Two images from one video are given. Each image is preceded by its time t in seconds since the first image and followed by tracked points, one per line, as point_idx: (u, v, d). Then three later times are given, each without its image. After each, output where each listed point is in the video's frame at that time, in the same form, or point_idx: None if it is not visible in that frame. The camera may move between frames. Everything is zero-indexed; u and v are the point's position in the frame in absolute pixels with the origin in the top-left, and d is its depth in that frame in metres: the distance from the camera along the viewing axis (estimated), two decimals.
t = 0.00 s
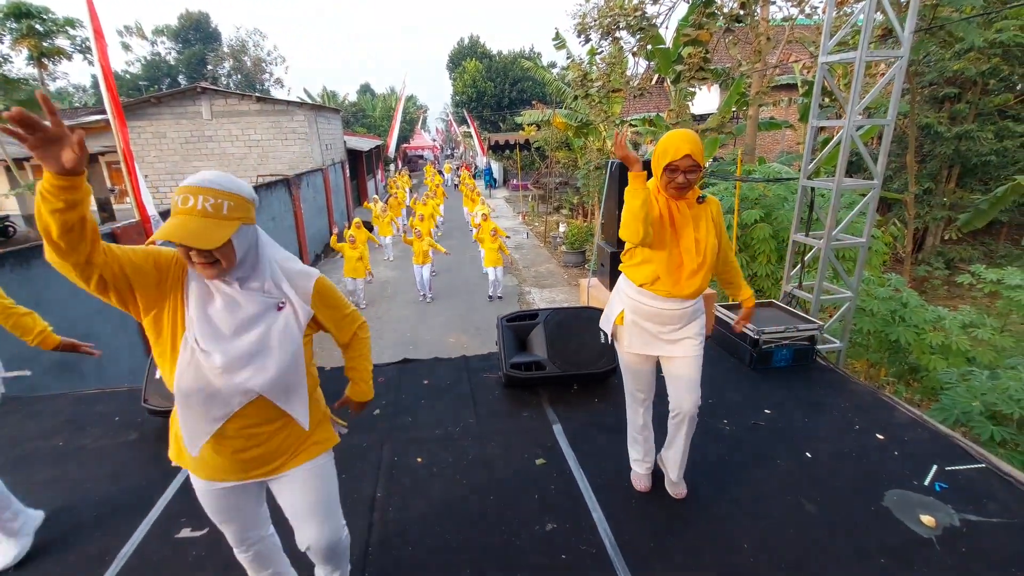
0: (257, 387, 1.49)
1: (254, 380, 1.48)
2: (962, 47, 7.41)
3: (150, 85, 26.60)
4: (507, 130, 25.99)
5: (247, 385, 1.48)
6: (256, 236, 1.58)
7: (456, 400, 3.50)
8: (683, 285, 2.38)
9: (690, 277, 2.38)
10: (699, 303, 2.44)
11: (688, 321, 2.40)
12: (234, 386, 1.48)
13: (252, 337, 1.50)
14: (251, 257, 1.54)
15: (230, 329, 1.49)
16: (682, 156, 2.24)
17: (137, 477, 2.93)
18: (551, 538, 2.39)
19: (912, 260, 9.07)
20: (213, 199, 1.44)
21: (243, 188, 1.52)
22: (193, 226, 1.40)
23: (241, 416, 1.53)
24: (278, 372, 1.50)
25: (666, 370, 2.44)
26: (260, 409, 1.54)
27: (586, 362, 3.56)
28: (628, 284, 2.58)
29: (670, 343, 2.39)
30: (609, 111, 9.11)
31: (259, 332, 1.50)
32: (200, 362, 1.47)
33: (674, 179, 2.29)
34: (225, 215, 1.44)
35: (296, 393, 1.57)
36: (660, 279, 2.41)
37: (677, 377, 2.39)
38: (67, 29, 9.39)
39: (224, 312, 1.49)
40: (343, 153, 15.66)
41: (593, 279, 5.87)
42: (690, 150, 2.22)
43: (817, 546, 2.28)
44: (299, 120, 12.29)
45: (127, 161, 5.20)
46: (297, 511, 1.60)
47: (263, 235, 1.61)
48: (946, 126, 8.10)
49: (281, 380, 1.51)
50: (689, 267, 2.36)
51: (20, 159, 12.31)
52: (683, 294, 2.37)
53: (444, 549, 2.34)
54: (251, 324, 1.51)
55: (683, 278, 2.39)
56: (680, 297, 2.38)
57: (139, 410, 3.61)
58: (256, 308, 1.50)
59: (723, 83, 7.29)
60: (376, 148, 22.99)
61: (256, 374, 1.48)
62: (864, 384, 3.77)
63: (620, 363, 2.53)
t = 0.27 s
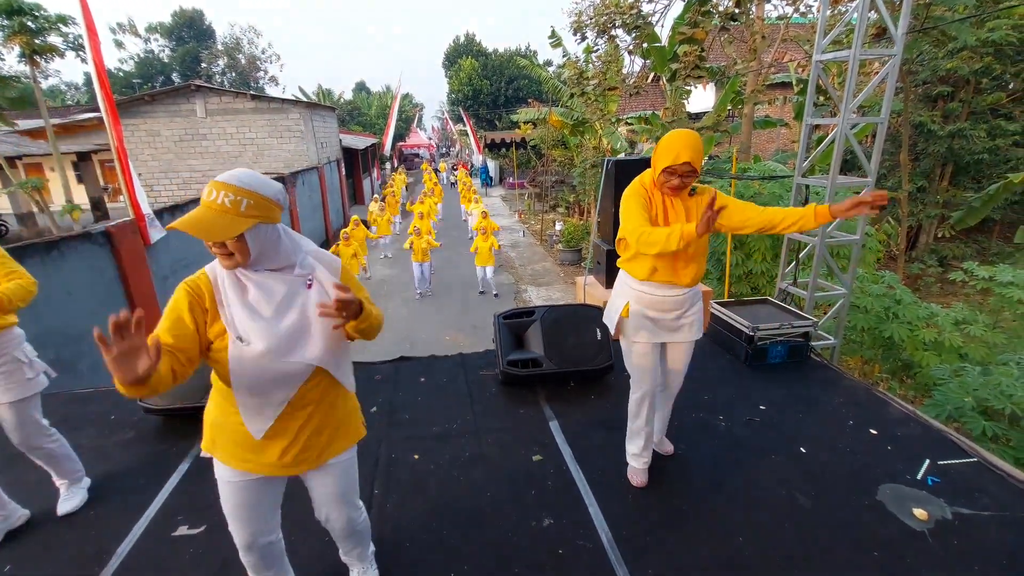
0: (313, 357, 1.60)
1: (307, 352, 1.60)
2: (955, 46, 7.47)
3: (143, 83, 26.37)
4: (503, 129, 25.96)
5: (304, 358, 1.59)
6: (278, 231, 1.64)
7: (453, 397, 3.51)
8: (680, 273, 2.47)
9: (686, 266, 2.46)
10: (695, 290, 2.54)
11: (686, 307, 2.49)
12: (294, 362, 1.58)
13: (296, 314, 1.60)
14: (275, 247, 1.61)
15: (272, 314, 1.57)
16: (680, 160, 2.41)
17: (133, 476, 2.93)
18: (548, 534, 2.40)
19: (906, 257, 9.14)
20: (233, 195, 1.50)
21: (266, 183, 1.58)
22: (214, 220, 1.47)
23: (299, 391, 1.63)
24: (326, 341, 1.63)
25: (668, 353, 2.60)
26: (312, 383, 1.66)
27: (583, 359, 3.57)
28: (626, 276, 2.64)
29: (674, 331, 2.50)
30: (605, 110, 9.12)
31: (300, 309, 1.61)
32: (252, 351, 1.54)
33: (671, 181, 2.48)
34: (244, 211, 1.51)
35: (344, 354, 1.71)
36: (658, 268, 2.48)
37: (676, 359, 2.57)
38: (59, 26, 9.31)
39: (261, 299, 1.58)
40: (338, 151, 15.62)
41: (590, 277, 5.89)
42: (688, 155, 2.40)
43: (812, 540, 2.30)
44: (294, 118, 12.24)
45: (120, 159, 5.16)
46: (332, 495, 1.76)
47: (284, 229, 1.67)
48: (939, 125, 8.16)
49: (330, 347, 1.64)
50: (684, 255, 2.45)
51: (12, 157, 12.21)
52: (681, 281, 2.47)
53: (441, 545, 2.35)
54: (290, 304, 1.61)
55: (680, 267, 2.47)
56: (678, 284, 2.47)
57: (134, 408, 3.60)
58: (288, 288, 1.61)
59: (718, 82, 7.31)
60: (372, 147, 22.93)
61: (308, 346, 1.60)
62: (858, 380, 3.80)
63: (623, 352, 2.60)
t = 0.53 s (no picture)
0: (306, 336, 1.58)
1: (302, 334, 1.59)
2: (950, 45, 7.52)
3: (138, 81, 26.17)
4: (500, 127, 25.94)
5: (297, 339, 1.59)
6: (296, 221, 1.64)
7: (451, 396, 3.52)
8: (688, 269, 2.64)
9: (691, 262, 2.63)
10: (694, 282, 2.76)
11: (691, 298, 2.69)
12: (289, 344, 1.59)
13: (290, 297, 1.60)
14: (289, 236, 1.61)
15: (269, 297, 1.61)
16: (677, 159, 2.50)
17: (131, 475, 2.92)
18: (547, 530, 2.41)
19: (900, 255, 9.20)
20: (253, 182, 1.49)
21: (283, 170, 1.56)
22: (234, 207, 1.47)
23: (301, 372, 1.64)
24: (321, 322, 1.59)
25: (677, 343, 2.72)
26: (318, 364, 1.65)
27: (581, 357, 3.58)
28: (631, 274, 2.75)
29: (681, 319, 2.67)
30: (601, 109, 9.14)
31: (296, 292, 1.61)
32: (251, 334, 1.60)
33: (669, 180, 2.56)
34: (262, 199, 1.50)
35: (345, 332, 1.67)
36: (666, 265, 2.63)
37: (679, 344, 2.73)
38: (52, 23, 9.25)
39: (262, 284, 1.62)
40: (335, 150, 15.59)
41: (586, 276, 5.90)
42: (684, 155, 2.49)
43: (807, 534, 2.32)
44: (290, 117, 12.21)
45: (115, 157, 5.14)
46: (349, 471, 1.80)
47: (304, 218, 1.67)
48: (933, 124, 8.21)
49: (326, 330, 1.60)
50: (688, 253, 2.61)
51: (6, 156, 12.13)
52: (689, 275, 2.65)
53: (440, 543, 2.35)
54: (287, 288, 1.62)
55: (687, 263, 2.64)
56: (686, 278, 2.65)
57: (131, 407, 3.59)
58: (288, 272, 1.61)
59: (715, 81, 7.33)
60: (368, 145, 22.89)
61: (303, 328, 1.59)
62: (853, 377, 3.83)
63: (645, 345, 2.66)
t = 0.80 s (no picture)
0: (289, 349, 1.57)
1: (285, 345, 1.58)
2: (945, 45, 7.57)
3: (134, 80, 26.02)
4: (497, 127, 25.94)
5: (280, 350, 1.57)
6: (294, 225, 1.65)
7: (450, 394, 3.53)
8: (677, 265, 2.63)
9: (681, 258, 2.63)
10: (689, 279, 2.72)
11: (686, 293, 2.68)
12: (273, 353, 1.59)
13: (279, 307, 1.60)
14: (285, 242, 1.62)
15: (260, 305, 1.61)
16: (672, 155, 2.50)
17: (130, 473, 2.92)
18: (547, 527, 2.42)
19: (896, 254, 9.24)
20: (255, 183, 1.50)
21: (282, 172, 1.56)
22: (237, 208, 1.47)
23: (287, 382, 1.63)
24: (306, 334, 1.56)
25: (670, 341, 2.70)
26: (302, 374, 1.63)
27: (579, 355, 3.60)
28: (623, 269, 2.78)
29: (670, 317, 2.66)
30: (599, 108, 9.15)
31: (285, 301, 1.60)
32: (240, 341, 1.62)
33: (664, 176, 2.56)
34: (265, 201, 1.50)
35: (333, 345, 1.63)
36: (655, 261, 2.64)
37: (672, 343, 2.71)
38: (48, 22, 9.21)
39: (252, 291, 1.63)
40: (332, 149, 15.57)
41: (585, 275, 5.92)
42: (680, 152, 2.48)
43: (805, 530, 2.34)
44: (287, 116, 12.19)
45: (112, 156, 5.13)
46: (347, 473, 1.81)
47: (300, 223, 1.68)
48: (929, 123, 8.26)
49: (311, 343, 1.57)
50: (678, 249, 2.62)
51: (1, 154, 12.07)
52: (678, 272, 2.64)
53: (440, 540, 2.36)
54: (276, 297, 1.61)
55: (676, 259, 2.64)
56: (675, 276, 2.64)
57: (130, 406, 3.59)
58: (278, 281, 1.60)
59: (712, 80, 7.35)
60: (366, 144, 22.85)
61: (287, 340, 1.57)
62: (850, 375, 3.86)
63: (635, 340, 2.68)
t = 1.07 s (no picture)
0: (264, 378, 1.52)
1: (261, 374, 1.52)
2: (942, 46, 7.61)
3: (131, 78, 25.91)
4: (496, 126, 25.96)
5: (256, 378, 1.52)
6: (287, 235, 1.63)
7: (451, 393, 3.54)
8: (654, 267, 2.64)
9: (659, 261, 2.64)
10: (673, 282, 2.69)
11: (665, 297, 2.67)
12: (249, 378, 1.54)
13: (260, 333, 1.52)
14: (279, 255, 1.57)
15: (242, 324, 1.53)
16: (655, 157, 2.50)
17: (133, 473, 2.93)
18: (549, 526, 2.44)
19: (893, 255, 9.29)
20: (249, 194, 1.49)
21: (275, 183, 1.58)
22: (233, 219, 1.45)
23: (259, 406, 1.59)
24: (287, 372, 1.54)
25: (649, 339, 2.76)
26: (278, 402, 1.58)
27: (580, 354, 3.61)
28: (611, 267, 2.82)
29: (649, 318, 2.69)
30: (598, 108, 9.17)
31: (266, 328, 1.51)
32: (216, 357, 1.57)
33: (648, 177, 2.55)
34: (262, 211, 1.49)
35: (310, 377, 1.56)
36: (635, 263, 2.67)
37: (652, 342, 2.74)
38: (46, 20, 9.17)
39: (234, 309, 1.55)
40: (331, 149, 15.55)
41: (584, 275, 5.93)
42: (663, 153, 2.48)
43: (803, 528, 2.37)
44: (286, 115, 12.19)
45: (112, 156, 5.12)
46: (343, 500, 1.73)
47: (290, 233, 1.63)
48: (926, 124, 8.30)
49: (290, 372, 1.55)
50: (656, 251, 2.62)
51: None
52: (656, 275, 2.64)
53: (442, 539, 2.38)
54: (259, 318, 1.53)
55: (655, 261, 2.64)
56: (652, 278, 2.65)
57: (132, 406, 3.59)
58: (261, 304, 1.52)
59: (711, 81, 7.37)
60: (365, 144, 22.84)
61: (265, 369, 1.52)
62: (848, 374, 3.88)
63: (604, 337, 2.84)
